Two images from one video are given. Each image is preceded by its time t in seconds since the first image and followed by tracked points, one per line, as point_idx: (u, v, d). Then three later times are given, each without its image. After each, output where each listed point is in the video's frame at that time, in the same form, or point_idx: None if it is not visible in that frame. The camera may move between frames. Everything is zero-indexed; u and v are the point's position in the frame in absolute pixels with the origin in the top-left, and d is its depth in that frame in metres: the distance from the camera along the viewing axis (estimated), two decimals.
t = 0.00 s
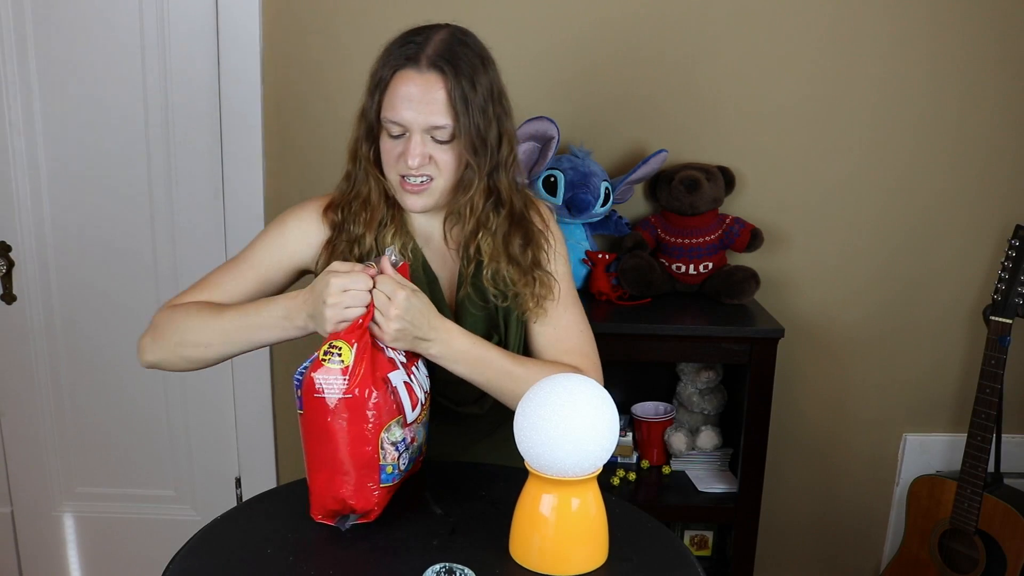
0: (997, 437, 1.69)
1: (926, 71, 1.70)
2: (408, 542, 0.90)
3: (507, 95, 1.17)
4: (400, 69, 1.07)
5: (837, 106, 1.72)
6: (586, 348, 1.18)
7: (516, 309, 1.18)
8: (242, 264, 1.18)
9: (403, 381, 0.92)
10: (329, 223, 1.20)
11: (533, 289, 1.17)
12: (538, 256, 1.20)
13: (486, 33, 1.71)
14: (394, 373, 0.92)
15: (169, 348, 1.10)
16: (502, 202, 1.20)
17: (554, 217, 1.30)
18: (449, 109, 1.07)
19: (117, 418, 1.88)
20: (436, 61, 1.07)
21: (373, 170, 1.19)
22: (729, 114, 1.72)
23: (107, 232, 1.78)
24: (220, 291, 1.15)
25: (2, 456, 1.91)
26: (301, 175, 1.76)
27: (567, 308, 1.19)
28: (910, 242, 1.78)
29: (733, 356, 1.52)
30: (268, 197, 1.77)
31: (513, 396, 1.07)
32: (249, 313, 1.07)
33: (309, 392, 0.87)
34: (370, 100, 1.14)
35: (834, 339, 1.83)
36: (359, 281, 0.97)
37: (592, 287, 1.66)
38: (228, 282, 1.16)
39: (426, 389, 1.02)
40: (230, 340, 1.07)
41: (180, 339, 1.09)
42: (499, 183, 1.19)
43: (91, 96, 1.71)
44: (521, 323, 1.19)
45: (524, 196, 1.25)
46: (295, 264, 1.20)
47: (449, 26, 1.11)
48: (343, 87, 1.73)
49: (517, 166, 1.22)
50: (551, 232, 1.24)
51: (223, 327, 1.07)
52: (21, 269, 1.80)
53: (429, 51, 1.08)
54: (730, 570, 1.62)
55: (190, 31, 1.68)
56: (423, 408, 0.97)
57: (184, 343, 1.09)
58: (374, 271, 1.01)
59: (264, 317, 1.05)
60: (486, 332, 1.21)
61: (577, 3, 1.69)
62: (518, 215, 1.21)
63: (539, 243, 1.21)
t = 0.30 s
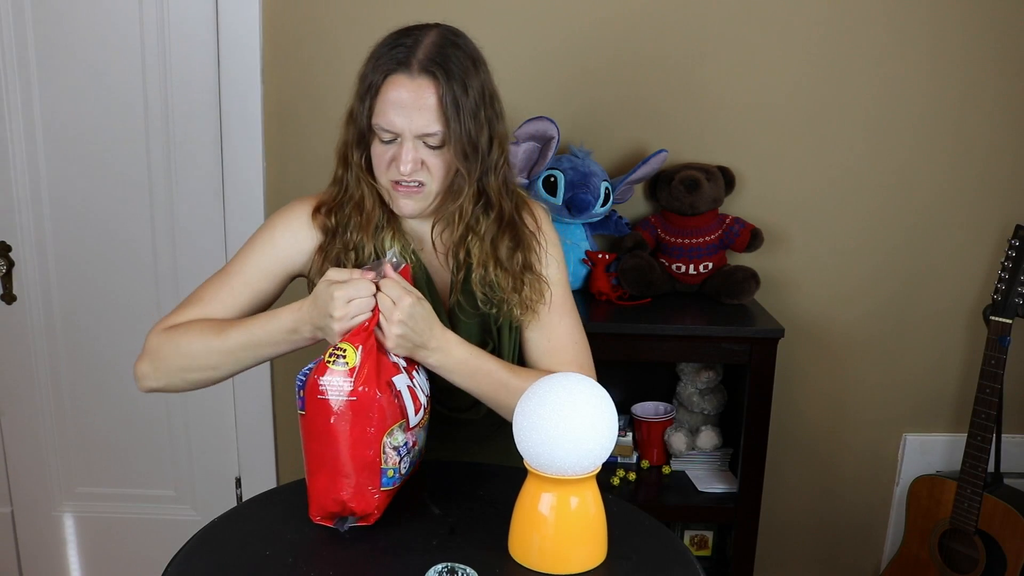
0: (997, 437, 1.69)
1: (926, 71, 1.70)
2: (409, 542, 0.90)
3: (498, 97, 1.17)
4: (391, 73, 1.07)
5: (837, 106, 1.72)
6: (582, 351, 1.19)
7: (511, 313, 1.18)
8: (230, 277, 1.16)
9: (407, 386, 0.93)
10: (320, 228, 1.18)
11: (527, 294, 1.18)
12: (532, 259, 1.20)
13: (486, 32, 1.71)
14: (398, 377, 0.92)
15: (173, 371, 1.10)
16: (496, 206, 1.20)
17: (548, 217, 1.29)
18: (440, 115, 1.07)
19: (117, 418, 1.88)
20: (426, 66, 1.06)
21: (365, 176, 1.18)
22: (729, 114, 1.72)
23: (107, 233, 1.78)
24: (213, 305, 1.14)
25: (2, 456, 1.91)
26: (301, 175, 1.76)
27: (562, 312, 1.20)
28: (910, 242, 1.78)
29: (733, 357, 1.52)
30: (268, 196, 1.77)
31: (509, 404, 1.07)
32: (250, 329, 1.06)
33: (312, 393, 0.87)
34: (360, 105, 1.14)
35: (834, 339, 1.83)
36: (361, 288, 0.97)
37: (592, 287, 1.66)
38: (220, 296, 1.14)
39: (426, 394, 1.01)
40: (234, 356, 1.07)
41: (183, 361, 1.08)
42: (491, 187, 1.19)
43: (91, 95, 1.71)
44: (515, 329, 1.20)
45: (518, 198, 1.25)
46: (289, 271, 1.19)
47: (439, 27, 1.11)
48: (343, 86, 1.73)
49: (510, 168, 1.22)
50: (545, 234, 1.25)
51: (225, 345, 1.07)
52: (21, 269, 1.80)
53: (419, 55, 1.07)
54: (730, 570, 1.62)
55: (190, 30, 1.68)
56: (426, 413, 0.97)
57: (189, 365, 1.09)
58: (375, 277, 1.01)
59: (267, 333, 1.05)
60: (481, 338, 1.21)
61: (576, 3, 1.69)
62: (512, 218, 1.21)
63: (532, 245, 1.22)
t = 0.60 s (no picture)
0: (997, 437, 1.69)
1: (926, 71, 1.70)
2: (408, 543, 0.90)
3: (497, 97, 1.17)
4: (390, 72, 1.07)
5: (838, 106, 1.72)
6: (578, 354, 1.19)
7: (509, 314, 1.18)
8: (232, 283, 1.16)
9: (405, 391, 0.92)
10: (319, 229, 1.18)
11: (526, 295, 1.18)
12: (530, 260, 1.20)
13: (486, 33, 1.71)
14: (396, 381, 0.91)
15: (181, 379, 1.09)
16: (494, 206, 1.20)
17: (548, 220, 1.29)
18: (439, 113, 1.06)
19: (117, 418, 1.88)
20: (426, 64, 1.07)
21: (364, 176, 1.17)
22: (729, 114, 1.72)
23: (107, 233, 1.78)
24: (214, 312, 1.13)
25: (3, 456, 1.91)
26: (302, 175, 1.76)
27: (560, 313, 1.20)
28: (910, 242, 1.78)
29: (733, 356, 1.52)
30: (268, 195, 1.77)
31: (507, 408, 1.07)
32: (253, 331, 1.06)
33: (311, 396, 0.87)
34: (359, 104, 1.13)
35: (834, 339, 1.83)
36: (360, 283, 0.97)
37: (592, 287, 1.67)
38: (223, 301, 1.14)
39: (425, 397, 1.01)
40: (238, 359, 1.07)
41: (190, 368, 1.08)
42: (490, 187, 1.19)
43: (91, 95, 1.71)
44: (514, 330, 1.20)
45: (517, 199, 1.25)
46: (288, 273, 1.19)
47: (439, 27, 1.11)
48: (343, 87, 1.73)
49: (508, 168, 1.23)
50: (543, 235, 1.25)
51: (229, 350, 1.06)
52: (21, 269, 1.80)
53: (418, 54, 1.07)
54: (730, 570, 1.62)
55: (190, 30, 1.68)
56: (423, 416, 0.97)
57: (196, 372, 1.08)
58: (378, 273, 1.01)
59: (268, 332, 1.05)
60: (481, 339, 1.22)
61: (576, 4, 1.69)
62: (510, 219, 1.21)
63: (531, 246, 1.22)
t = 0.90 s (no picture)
0: (997, 437, 1.69)
1: (926, 71, 1.70)
2: (408, 543, 0.90)
3: (501, 94, 1.17)
4: (395, 69, 1.07)
5: (837, 106, 1.72)
6: (581, 351, 1.19)
7: (514, 310, 1.18)
8: (245, 277, 1.19)
9: (401, 396, 0.91)
10: (324, 227, 1.20)
11: (532, 291, 1.18)
12: (535, 256, 1.20)
13: (486, 33, 1.71)
14: (393, 388, 0.90)
15: (185, 366, 1.10)
16: (499, 202, 1.20)
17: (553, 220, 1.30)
18: (443, 109, 1.06)
19: (117, 418, 1.88)
20: (430, 61, 1.07)
21: (370, 175, 1.18)
22: (729, 114, 1.72)
23: (108, 233, 1.78)
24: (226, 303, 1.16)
25: (3, 456, 1.91)
26: (302, 174, 1.76)
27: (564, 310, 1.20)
28: (910, 242, 1.78)
29: (733, 357, 1.52)
30: (269, 195, 1.77)
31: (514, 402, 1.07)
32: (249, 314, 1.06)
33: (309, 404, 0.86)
34: (366, 101, 1.14)
35: (834, 339, 1.83)
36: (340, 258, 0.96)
37: (592, 287, 1.67)
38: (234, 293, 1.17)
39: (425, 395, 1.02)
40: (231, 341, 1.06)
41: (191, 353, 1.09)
42: (497, 184, 1.20)
43: (91, 95, 1.71)
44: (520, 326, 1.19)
45: (522, 196, 1.25)
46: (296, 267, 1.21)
47: (442, 25, 1.12)
48: (344, 87, 1.73)
49: (513, 165, 1.23)
50: (547, 233, 1.25)
51: (225, 333, 1.07)
52: (21, 269, 1.80)
53: (423, 52, 1.08)
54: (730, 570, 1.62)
55: (190, 29, 1.67)
56: (421, 417, 0.98)
57: (196, 357, 1.09)
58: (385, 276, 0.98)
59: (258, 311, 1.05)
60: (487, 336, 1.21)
61: (576, 4, 1.69)
62: (515, 215, 1.21)
63: (535, 243, 1.22)
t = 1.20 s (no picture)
0: (997, 437, 1.69)
1: (926, 71, 1.70)
2: (408, 543, 0.90)
3: (505, 93, 1.17)
4: (401, 69, 1.08)
5: (837, 106, 1.72)
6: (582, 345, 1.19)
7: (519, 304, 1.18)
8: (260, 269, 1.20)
9: (399, 394, 0.91)
10: (334, 221, 1.21)
11: (537, 285, 1.18)
12: (540, 251, 1.20)
13: (486, 33, 1.71)
14: (392, 387, 0.90)
15: (202, 357, 1.11)
16: (504, 199, 1.20)
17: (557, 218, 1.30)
18: (449, 108, 1.07)
19: (117, 418, 1.88)
20: (435, 61, 1.07)
21: (378, 174, 1.18)
22: (729, 114, 1.72)
23: (108, 233, 1.78)
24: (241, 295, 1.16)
25: (3, 457, 1.91)
26: (302, 175, 1.76)
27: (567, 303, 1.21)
28: (910, 242, 1.78)
29: (733, 356, 1.52)
30: (269, 195, 1.77)
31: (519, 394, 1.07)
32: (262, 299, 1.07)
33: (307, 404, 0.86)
34: (373, 101, 1.15)
35: (834, 339, 1.83)
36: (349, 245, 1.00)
37: (592, 287, 1.67)
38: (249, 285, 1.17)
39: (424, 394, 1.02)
40: (245, 326, 1.07)
41: (207, 343, 1.10)
42: (502, 181, 1.19)
43: (91, 95, 1.71)
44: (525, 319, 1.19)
45: (527, 193, 1.25)
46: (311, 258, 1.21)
47: (448, 25, 1.12)
48: (344, 86, 1.73)
49: (518, 163, 1.23)
50: (552, 229, 1.25)
51: (239, 320, 1.08)
52: (21, 269, 1.80)
53: (428, 52, 1.08)
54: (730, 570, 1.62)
55: (190, 29, 1.67)
56: (420, 416, 0.98)
57: (212, 347, 1.10)
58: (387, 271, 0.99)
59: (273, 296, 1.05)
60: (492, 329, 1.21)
61: (576, 4, 1.69)
62: (519, 211, 1.21)
63: (540, 238, 1.22)
